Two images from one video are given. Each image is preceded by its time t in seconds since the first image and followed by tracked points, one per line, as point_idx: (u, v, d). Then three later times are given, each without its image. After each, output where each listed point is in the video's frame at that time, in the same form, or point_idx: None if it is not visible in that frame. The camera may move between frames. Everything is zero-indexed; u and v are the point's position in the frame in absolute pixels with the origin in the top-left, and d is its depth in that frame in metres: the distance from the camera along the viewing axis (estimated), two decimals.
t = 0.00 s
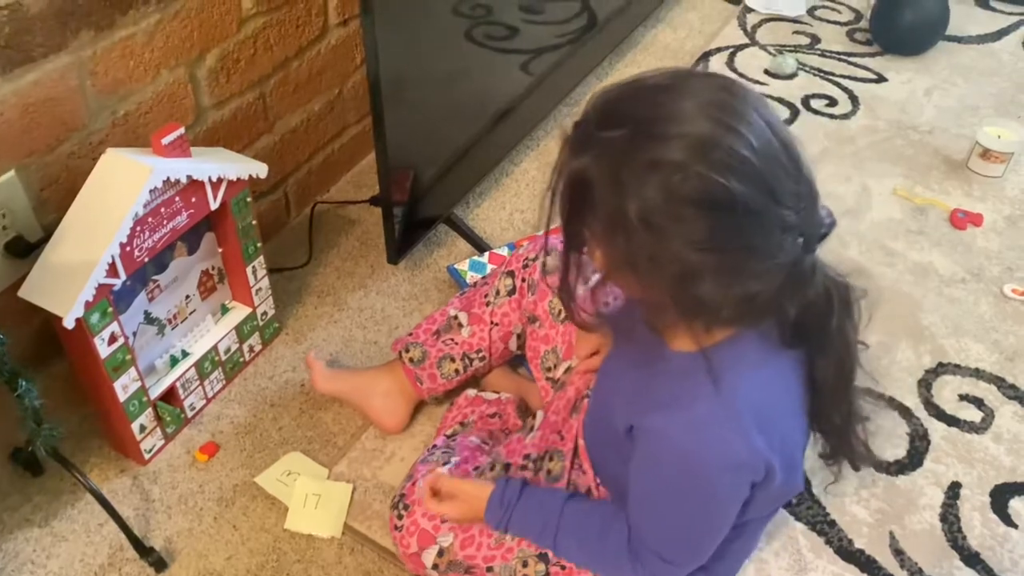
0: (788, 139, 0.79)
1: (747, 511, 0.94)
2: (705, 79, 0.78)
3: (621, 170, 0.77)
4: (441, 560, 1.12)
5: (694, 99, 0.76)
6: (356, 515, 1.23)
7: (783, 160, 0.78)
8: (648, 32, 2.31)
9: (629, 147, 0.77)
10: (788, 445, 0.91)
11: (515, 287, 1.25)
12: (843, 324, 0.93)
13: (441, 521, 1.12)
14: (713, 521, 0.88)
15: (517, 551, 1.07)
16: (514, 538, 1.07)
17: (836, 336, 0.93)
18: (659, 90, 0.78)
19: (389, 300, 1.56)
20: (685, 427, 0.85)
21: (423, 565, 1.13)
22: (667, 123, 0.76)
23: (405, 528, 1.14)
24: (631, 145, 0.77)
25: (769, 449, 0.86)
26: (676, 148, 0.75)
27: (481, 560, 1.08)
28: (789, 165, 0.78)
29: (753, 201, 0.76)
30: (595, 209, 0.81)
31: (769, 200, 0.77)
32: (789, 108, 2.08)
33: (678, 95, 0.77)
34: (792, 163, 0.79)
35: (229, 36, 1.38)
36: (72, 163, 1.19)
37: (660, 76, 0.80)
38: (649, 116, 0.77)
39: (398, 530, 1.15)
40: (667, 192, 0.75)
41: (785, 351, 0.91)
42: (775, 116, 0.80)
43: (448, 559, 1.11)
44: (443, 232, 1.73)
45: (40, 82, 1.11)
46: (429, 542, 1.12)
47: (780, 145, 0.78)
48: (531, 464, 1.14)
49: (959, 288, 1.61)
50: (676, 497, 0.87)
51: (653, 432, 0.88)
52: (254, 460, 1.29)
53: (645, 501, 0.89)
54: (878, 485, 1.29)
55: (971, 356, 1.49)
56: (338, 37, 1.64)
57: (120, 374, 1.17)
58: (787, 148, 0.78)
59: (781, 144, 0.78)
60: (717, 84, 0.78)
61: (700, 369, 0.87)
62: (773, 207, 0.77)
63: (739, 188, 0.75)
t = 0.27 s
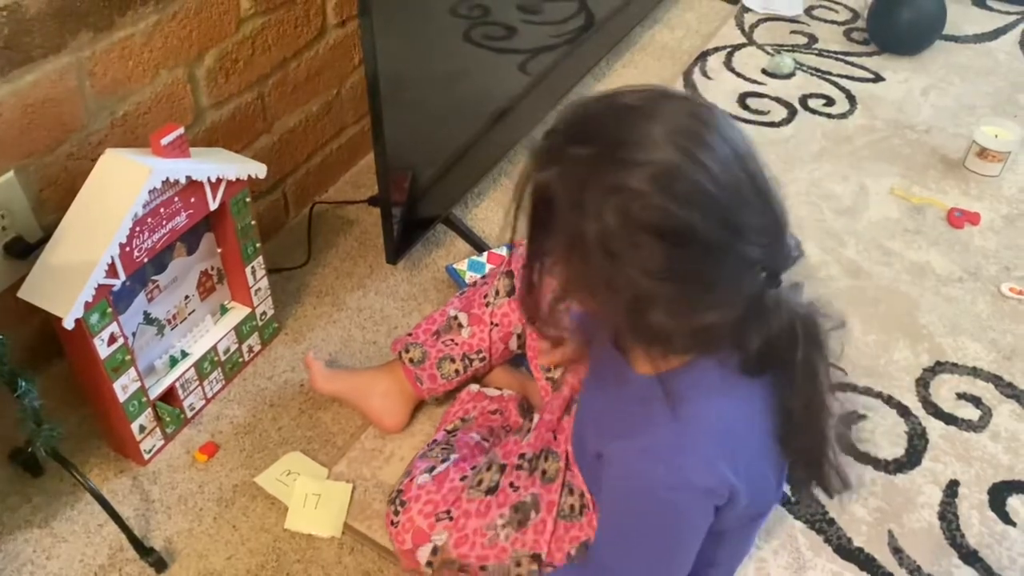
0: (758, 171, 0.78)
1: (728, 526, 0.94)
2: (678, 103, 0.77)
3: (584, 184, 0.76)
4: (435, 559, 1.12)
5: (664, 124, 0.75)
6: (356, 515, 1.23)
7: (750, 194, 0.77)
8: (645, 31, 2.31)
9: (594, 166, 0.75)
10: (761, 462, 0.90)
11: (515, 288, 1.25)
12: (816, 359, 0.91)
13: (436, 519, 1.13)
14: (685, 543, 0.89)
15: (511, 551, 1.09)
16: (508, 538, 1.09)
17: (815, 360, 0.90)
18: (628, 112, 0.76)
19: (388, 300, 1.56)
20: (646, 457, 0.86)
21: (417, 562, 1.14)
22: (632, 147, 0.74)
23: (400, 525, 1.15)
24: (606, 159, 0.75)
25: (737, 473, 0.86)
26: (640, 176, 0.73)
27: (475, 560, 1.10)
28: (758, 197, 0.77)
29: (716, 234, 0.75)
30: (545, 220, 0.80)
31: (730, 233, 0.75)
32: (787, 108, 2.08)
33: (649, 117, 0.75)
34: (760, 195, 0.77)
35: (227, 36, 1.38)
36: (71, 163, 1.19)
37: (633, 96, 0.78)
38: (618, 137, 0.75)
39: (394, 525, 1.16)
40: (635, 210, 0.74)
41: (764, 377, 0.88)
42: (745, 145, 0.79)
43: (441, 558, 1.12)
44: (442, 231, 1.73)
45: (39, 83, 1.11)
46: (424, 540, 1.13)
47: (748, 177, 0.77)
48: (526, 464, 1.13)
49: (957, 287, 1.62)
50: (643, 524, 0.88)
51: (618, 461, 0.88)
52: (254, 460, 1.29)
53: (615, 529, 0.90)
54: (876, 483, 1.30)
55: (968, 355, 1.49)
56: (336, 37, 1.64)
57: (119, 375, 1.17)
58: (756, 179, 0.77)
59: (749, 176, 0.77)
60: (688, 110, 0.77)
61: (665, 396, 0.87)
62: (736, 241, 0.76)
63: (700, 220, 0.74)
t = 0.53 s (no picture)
0: (636, 196, 0.78)
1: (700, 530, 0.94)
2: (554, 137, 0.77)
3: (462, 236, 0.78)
4: (437, 566, 1.13)
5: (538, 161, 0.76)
6: (363, 511, 1.23)
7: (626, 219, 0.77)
8: (644, 27, 2.32)
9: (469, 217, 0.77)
10: (714, 466, 0.88)
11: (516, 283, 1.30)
12: (757, 359, 0.87)
13: (437, 527, 1.13)
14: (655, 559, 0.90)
15: (512, 557, 1.09)
16: (508, 544, 1.09)
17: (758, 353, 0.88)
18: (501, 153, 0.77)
19: (390, 297, 1.56)
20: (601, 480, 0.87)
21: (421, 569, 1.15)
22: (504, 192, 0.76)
23: (403, 533, 1.16)
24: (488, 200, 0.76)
25: (675, 469, 0.85)
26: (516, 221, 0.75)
27: (476, 565, 1.10)
28: (637, 220, 0.77)
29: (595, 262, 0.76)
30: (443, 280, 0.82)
31: (606, 259, 0.76)
32: (786, 104, 2.09)
33: (521, 156, 0.76)
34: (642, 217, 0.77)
35: (229, 33, 1.38)
36: (74, 161, 1.19)
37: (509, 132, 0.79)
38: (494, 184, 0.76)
39: (398, 532, 1.17)
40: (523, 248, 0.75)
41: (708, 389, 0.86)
42: (623, 171, 0.78)
43: (444, 565, 1.13)
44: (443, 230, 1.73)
45: (43, 79, 1.10)
46: (425, 547, 1.14)
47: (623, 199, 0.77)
48: (524, 471, 1.11)
49: (957, 281, 1.63)
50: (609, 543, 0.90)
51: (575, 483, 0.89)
52: (260, 457, 1.29)
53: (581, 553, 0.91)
54: (880, 476, 1.30)
55: (970, 348, 1.50)
56: (337, 35, 1.64)
57: (125, 372, 1.17)
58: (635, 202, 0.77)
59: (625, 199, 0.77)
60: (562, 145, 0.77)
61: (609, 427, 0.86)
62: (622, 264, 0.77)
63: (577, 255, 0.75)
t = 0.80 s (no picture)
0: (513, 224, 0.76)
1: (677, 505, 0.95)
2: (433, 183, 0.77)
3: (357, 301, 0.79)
4: (453, 551, 1.11)
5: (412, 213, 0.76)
6: (389, 498, 1.22)
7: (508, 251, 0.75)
8: (650, 17, 2.31)
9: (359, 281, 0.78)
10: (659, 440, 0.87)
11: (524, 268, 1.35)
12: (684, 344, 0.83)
13: (450, 512, 1.11)
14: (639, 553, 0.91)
15: (525, 538, 1.06)
16: (522, 526, 1.07)
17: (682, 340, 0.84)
18: (375, 211, 0.78)
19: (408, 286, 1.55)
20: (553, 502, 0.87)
21: (436, 553, 1.13)
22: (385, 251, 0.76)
23: (417, 518, 1.14)
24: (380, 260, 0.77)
25: (619, 457, 0.84)
26: (401, 276, 0.76)
27: (489, 548, 1.08)
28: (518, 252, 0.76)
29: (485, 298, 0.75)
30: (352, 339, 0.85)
31: (490, 292, 0.75)
32: (795, 91, 2.08)
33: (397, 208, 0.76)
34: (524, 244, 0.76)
35: (245, 20, 1.37)
36: (94, 148, 1.17)
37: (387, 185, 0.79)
38: (378, 241, 0.76)
39: (413, 517, 1.15)
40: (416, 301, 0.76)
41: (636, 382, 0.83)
42: (502, 203, 0.77)
43: (459, 550, 1.11)
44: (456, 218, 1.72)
45: (65, 65, 1.09)
46: (440, 533, 1.11)
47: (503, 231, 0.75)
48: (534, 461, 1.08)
49: (973, 264, 1.63)
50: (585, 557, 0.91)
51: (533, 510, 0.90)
52: (283, 445, 1.29)
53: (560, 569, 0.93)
54: (904, 457, 1.30)
55: (987, 331, 1.50)
56: (350, 23, 1.63)
57: (149, 359, 1.16)
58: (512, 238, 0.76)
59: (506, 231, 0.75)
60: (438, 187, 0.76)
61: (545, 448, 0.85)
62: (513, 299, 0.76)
63: (465, 297, 0.75)
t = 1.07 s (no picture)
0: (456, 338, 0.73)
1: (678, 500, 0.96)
2: (382, 309, 0.76)
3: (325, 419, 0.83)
4: (490, 528, 1.14)
5: (363, 349, 0.76)
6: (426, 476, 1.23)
7: (457, 375, 0.74)
8: (657, 2, 2.32)
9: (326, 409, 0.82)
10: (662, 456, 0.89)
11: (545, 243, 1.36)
12: (648, 390, 0.75)
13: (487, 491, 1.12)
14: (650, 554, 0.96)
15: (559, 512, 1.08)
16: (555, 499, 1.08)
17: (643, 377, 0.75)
18: (333, 346, 0.79)
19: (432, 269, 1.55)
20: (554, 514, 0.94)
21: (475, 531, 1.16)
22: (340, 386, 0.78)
23: (455, 500, 1.16)
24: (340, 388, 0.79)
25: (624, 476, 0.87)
26: (360, 409, 0.78)
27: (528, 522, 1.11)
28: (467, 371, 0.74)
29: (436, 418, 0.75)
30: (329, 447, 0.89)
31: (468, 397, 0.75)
32: (805, 74, 2.09)
33: (350, 339, 0.77)
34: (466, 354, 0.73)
35: (269, 3, 1.37)
36: (127, 130, 1.17)
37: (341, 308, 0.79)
38: (338, 378, 0.78)
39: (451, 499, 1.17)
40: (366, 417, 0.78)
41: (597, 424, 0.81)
42: (453, 308, 0.74)
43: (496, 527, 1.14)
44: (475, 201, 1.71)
45: (100, 45, 1.09)
46: (477, 512, 1.14)
47: (447, 349, 0.74)
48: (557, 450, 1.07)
49: (988, 240, 1.65)
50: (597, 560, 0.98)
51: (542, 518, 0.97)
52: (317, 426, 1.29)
53: None
54: (931, 429, 1.32)
55: (1006, 305, 1.52)
56: (369, 7, 1.63)
57: (186, 340, 1.16)
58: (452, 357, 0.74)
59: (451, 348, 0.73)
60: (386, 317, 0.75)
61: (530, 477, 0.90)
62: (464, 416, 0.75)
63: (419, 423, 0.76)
